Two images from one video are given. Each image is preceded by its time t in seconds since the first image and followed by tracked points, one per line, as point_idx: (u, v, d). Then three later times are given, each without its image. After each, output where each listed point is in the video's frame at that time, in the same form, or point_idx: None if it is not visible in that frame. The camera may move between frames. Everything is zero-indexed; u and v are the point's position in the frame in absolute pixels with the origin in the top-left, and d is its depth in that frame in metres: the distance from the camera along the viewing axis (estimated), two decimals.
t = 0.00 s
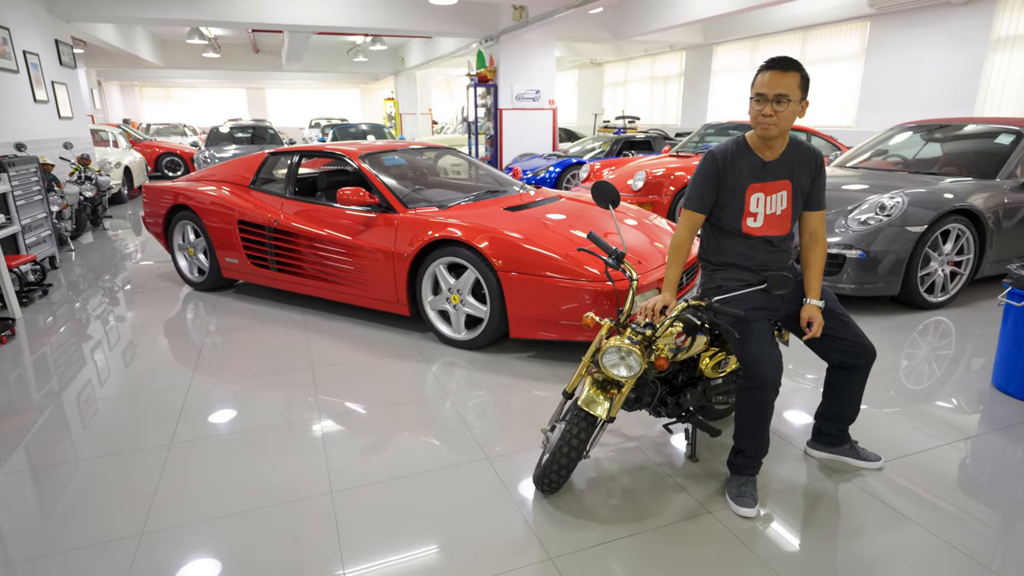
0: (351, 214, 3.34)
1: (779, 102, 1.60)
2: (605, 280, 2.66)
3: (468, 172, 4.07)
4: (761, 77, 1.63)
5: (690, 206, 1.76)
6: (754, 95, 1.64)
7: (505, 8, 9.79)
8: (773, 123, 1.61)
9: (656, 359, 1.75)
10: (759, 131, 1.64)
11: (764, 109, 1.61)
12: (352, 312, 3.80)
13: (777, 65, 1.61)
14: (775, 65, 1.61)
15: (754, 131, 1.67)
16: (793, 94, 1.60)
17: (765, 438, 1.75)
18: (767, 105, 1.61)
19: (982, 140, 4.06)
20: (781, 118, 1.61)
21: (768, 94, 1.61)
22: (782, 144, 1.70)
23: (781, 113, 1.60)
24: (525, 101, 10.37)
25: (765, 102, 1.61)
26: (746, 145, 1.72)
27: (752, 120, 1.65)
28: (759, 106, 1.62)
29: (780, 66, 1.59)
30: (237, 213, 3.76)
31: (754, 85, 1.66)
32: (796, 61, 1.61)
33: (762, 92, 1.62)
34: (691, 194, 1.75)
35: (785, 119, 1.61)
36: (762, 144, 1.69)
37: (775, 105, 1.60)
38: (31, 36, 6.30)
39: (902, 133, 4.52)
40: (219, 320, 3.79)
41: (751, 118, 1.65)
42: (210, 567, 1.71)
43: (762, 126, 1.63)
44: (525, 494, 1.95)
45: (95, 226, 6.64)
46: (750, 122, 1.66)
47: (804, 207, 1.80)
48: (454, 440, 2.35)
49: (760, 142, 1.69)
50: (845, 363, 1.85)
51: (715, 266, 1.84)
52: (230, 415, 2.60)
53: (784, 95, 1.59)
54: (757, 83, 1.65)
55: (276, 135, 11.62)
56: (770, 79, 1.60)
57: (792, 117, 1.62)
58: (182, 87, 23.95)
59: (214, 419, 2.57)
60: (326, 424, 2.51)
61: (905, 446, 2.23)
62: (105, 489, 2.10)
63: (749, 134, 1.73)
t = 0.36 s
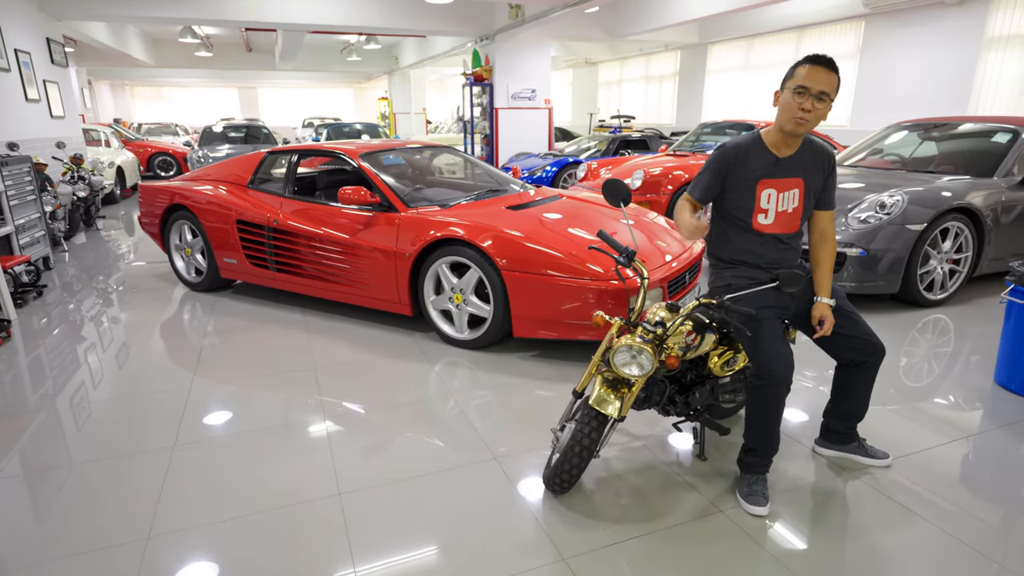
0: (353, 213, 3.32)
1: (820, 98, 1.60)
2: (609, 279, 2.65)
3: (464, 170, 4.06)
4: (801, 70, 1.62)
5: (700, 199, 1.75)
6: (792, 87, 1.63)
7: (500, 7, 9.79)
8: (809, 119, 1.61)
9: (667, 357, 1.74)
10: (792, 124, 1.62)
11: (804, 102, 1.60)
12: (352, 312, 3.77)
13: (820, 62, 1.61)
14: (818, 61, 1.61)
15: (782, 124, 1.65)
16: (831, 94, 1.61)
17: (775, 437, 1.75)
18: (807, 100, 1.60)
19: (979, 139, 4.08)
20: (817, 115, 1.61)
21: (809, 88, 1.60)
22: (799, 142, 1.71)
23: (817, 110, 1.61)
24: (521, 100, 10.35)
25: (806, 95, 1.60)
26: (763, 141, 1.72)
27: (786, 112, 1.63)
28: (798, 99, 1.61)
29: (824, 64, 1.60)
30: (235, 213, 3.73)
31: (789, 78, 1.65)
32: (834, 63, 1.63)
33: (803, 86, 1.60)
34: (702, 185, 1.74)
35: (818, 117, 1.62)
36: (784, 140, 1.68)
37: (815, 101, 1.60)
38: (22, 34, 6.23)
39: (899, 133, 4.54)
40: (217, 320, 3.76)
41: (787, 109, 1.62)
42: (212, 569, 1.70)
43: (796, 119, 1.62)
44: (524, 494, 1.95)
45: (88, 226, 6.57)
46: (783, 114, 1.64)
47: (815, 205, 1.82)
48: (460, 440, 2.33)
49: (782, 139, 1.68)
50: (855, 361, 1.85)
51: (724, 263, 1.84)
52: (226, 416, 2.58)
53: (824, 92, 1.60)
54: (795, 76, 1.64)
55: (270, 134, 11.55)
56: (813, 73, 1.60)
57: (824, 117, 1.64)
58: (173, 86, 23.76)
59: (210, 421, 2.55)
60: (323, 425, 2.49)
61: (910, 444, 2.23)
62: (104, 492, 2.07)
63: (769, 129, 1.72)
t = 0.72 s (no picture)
0: (352, 213, 3.29)
1: (839, 96, 1.62)
2: (612, 279, 2.64)
3: (458, 170, 4.02)
4: (822, 68, 1.64)
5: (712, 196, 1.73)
6: (812, 83, 1.64)
7: (492, 6, 9.77)
8: (827, 115, 1.62)
9: (678, 358, 1.72)
10: (811, 119, 1.63)
11: (824, 98, 1.62)
12: (350, 314, 3.74)
13: (840, 62, 1.64)
14: (838, 61, 1.64)
15: (800, 119, 1.65)
16: (848, 93, 1.64)
17: (786, 438, 1.76)
18: (827, 96, 1.62)
19: (972, 139, 4.10)
20: (835, 113, 1.63)
21: (829, 85, 1.62)
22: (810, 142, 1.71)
23: (835, 108, 1.63)
24: (514, 100, 10.34)
25: (826, 92, 1.62)
26: (777, 138, 1.72)
27: (805, 107, 1.63)
28: (818, 94, 1.62)
29: (845, 63, 1.63)
30: (231, 214, 3.68)
31: (808, 75, 1.67)
32: (852, 65, 1.67)
33: (824, 83, 1.62)
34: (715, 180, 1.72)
35: (835, 115, 1.64)
36: (798, 138, 1.69)
37: (834, 98, 1.62)
38: (8, 32, 6.12)
39: (893, 133, 4.56)
40: (212, 322, 3.71)
41: (806, 104, 1.63)
42: None
43: (814, 115, 1.63)
44: (520, 494, 1.96)
45: (76, 227, 6.46)
46: (801, 109, 1.64)
47: (825, 206, 1.84)
48: (466, 443, 2.32)
49: (796, 136, 1.69)
50: (864, 361, 1.86)
51: (733, 264, 1.84)
52: (215, 420, 2.54)
53: (843, 92, 1.63)
54: (815, 73, 1.66)
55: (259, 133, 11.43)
56: (834, 71, 1.62)
57: (839, 116, 1.66)
58: (159, 85, 23.49)
59: (201, 424, 2.52)
60: (314, 426, 2.47)
61: (915, 442, 2.24)
62: (101, 500, 2.02)
63: (782, 127, 1.72)
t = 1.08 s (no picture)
0: (348, 214, 3.26)
1: (834, 95, 1.62)
2: (612, 279, 2.64)
3: (450, 169, 4.00)
4: (816, 67, 1.65)
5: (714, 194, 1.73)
6: (806, 83, 1.65)
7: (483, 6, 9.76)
8: (823, 114, 1.63)
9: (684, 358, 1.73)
10: (807, 119, 1.64)
11: (819, 98, 1.62)
12: (346, 315, 3.72)
13: (834, 60, 1.64)
14: (832, 59, 1.64)
15: (797, 119, 1.66)
16: (845, 91, 1.64)
17: (790, 437, 1.78)
18: (823, 95, 1.62)
19: (962, 138, 4.14)
20: (832, 111, 1.63)
21: (825, 84, 1.62)
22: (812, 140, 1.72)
23: (832, 106, 1.63)
24: (505, 99, 10.33)
25: (821, 90, 1.63)
26: (777, 138, 1.73)
27: (801, 108, 1.65)
28: (813, 94, 1.63)
29: (839, 61, 1.63)
30: (224, 215, 3.64)
31: (803, 75, 1.68)
32: (848, 61, 1.66)
33: (818, 82, 1.63)
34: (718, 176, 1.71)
35: (832, 113, 1.64)
36: (798, 138, 1.70)
37: (830, 97, 1.63)
38: None
39: (883, 133, 4.60)
40: (206, 324, 3.67)
41: (801, 104, 1.64)
42: None
43: (811, 114, 1.63)
44: (515, 494, 1.97)
45: (62, 228, 6.37)
46: (798, 109, 1.65)
47: (826, 205, 1.85)
48: (469, 444, 2.31)
49: (795, 137, 1.70)
50: (866, 359, 1.88)
51: (737, 264, 1.84)
52: (214, 423, 2.51)
53: (839, 89, 1.63)
54: (809, 73, 1.66)
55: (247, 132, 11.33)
56: (829, 69, 1.62)
57: (837, 114, 1.66)
58: (144, 84, 23.21)
59: (192, 426, 2.48)
60: (307, 427, 2.45)
61: (914, 439, 2.27)
62: (98, 506, 1.99)
63: (781, 127, 1.73)
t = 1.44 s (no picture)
0: (348, 217, 3.25)
1: (845, 100, 1.64)
2: (613, 281, 2.65)
3: (443, 170, 3.97)
4: (827, 71, 1.65)
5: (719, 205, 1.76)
6: (818, 86, 1.65)
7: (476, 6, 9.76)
8: (835, 119, 1.64)
9: (692, 360, 1.74)
10: (819, 122, 1.65)
11: (832, 102, 1.63)
12: (345, 318, 3.71)
13: (844, 66, 1.66)
14: (841, 64, 1.66)
15: (808, 122, 1.66)
16: (853, 96, 1.66)
17: (795, 438, 1.81)
18: (834, 99, 1.64)
19: (953, 140, 4.19)
20: (841, 116, 1.65)
21: (836, 88, 1.64)
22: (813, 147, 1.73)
23: (842, 111, 1.65)
24: (498, 100, 10.34)
25: (833, 95, 1.64)
26: (782, 144, 1.74)
27: (813, 111, 1.65)
28: (826, 98, 1.64)
29: (848, 67, 1.65)
30: (221, 218, 3.61)
31: (813, 79, 1.68)
32: (853, 69, 1.69)
33: (830, 86, 1.64)
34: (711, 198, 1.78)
35: (841, 117, 1.66)
36: (806, 141, 1.71)
37: (841, 102, 1.64)
38: None
39: (875, 134, 4.66)
40: (204, 327, 3.65)
41: (813, 107, 1.65)
42: None
43: (823, 117, 1.65)
44: (517, 495, 1.98)
45: (52, 231, 6.29)
46: (810, 112, 1.66)
47: (828, 208, 1.88)
48: (474, 445, 2.31)
49: (803, 140, 1.71)
50: (869, 360, 1.90)
51: (742, 267, 1.86)
52: (209, 426, 2.49)
53: (849, 94, 1.65)
54: (819, 77, 1.67)
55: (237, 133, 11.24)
56: (839, 75, 1.64)
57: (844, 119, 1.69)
58: (131, 83, 22.96)
59: (183, 430, 2.47)
60: (301, 430, 2.45)
61: (915, 437, 2.30)
62: (101, 513, 1.97)
63: (788, 130, 1.73)
